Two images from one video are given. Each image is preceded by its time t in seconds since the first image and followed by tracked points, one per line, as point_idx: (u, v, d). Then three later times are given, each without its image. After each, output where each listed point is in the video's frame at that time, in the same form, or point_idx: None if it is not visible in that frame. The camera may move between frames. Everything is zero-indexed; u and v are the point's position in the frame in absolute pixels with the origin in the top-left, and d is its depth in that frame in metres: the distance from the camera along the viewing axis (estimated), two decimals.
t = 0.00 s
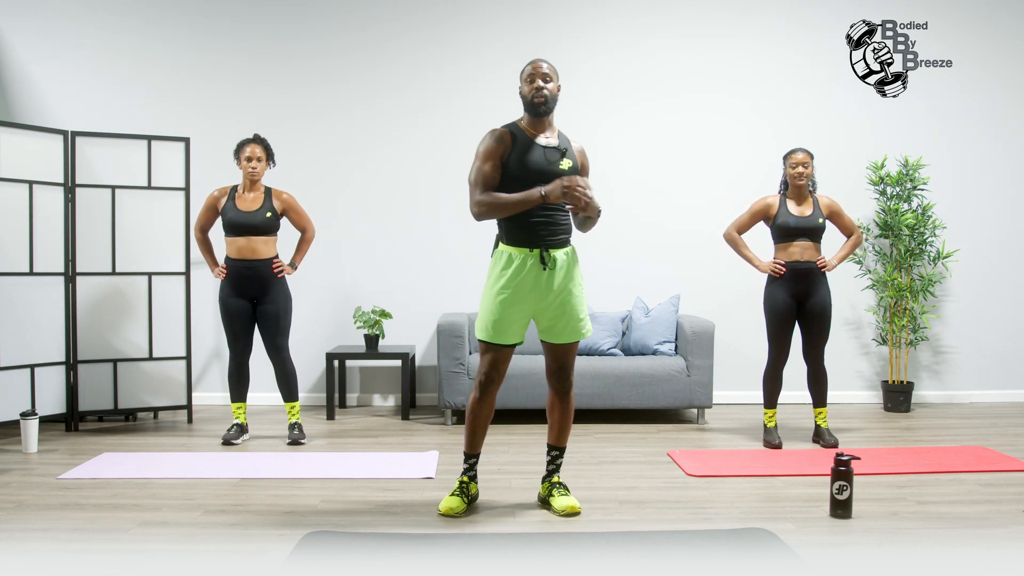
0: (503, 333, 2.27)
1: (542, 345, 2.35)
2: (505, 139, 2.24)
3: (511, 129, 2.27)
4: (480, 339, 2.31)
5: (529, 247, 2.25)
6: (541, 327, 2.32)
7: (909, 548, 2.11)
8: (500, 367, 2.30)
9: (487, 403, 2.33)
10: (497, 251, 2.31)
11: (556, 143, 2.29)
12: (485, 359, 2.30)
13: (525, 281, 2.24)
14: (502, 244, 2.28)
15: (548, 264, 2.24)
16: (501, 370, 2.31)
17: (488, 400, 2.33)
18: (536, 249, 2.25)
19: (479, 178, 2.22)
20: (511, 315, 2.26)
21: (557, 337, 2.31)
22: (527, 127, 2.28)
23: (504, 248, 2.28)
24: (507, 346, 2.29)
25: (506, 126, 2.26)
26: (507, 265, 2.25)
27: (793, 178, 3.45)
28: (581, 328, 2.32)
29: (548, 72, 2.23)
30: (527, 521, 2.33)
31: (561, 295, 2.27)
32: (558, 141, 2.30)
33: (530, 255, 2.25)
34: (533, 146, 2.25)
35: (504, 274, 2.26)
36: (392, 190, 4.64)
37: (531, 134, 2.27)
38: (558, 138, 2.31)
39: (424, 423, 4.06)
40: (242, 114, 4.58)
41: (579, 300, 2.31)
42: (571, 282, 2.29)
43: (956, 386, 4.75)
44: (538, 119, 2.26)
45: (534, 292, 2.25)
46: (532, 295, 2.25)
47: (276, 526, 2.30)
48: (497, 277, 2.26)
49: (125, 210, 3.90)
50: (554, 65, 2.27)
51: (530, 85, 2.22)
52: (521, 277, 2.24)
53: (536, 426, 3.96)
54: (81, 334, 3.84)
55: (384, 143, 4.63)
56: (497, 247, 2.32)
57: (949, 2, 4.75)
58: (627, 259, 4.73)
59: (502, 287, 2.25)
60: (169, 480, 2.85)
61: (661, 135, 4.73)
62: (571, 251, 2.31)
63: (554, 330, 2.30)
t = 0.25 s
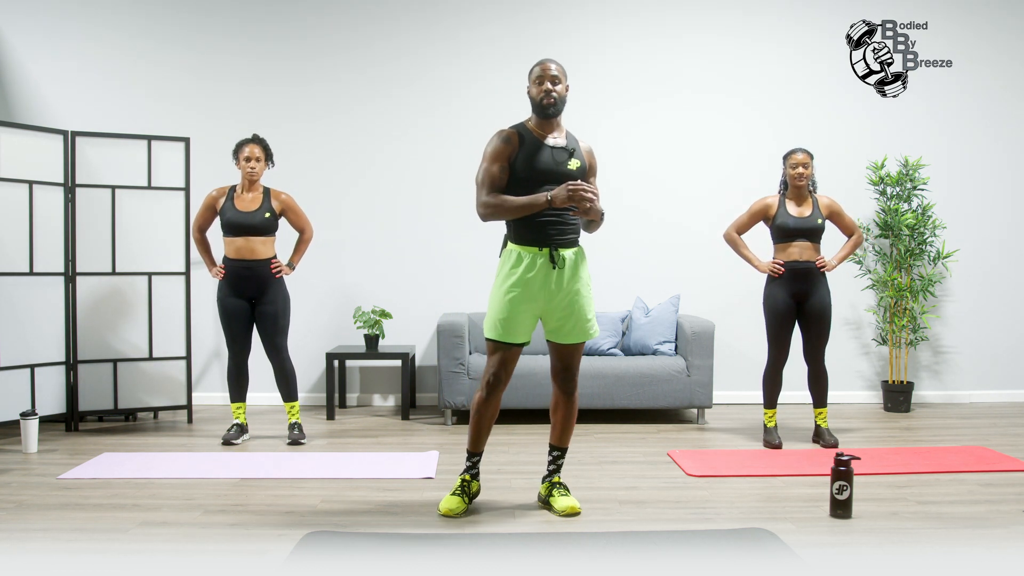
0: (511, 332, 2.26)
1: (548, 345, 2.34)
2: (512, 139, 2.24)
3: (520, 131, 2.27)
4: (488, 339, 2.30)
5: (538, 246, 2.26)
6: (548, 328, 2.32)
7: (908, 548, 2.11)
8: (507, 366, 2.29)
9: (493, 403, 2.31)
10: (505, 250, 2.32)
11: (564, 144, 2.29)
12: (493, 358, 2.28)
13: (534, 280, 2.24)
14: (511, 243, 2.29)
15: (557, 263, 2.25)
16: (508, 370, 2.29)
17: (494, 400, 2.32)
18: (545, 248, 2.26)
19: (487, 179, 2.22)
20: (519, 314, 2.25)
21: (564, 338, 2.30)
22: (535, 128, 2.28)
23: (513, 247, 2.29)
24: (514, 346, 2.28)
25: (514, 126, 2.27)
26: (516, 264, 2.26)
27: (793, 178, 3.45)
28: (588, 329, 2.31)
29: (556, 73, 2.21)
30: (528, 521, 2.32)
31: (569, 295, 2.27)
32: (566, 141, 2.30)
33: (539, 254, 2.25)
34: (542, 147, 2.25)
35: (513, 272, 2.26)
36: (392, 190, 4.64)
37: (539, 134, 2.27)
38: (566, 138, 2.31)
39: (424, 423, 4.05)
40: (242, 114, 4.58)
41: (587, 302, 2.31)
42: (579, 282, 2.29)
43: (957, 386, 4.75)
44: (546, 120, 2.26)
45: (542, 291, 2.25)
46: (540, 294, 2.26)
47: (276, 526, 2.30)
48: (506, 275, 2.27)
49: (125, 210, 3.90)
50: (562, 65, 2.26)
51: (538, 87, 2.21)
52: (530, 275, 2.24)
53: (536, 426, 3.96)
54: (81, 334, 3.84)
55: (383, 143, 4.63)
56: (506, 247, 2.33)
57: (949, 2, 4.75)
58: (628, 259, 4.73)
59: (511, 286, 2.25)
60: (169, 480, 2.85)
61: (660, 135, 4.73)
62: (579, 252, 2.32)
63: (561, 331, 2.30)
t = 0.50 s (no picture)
0: (515, 331, 2.26)
1: (552, 345, 2.34)
2: (518, 139, 2.25)
3: (525, 130, 2.27)
4: (492, 338, 2.30)
5: (543, 245, 2.26)
6: (552, 328, 2.32)
7: (909, 548, 2.11)
8: (512, 366, 2.29)
9: (497, 403, 2.30)
10: (510, 250, 2.32)
11: (569, 144, 2.30)
12: (498, 357, 2.28)
13: (540, 279, 2.25)
14: (516, 242, 2.29)
15: (562, 263, 2.25)
16: (512, 369, 2.29)
17: (498, 399, 2.31)
18: (550, 248, 2.26)
19: (494, 178, 2.21)
20: (524, 313, 2.25)
21: (568, 337, 2.30)
22: (541, 128, 2.28)
23: (518, 246, 2.29)
24: (519, 345, 2.28)
25: (519, 127, 2.27)
26: (522, 263, 2.26)
27: (793, 178, 3.45)
28: (592, 329, 2.32)
29: (564, 75, 2.20)
30: (528, 521, 2.32)
31: (574, 294, 2.27)
32: (570, 142, 2.31)
33: (544, 253, 2.26)
34: (548, 147, 2.25)
35: (518, 271, 2.26)
36: (392, 190, 4.64)
37: (545, 134, 2.27)
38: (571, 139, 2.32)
39: (424, 423, 4.05)
40: (242, 113, 4.58)
41: (591, 302, 2.32)
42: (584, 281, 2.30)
43: (957, 386, 4.75)
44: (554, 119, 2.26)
45: (547, 290, 2.25)
46: (545, 293, 2.26)
47: (276, 526, 2.30)
48: (511, 274, 2.27)
49: (125, 210, 3.90)
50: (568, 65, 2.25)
51: (545, 88, 2.21)
52: (535, 274, 2.24)
53: (536, 426, 3.96)
54: (81, 334, 3.84)
55: (383, 142, 4.63)
56: (511, 246, 2.33)
57: (949, 2, 4.75)
58: (628, 259, 4.73)
59: (515, 284, 2.25)
60: (169, 480, 2.85)
61: (661, 135, 4.73)
62: (584, 252, 2.32)
63: (565, 331, 2.30)
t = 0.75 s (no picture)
0: (518, 330, 2.26)
1: (555, 345, 2.34)
2: (523, 139, 2.24)
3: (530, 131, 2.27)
4: (496, 337, 2.30)
5: (546, 245, 2.26)
6: (555, 328, 2.31)
7: (909, 548, 2.11)
8: (516, 366, 2.28)
9: (500, 402, 2.30)
10: (514, 249, 2.32)
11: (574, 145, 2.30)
12: (502, 357, 2.28)
13: (543, 279, 2.25)
14: (520, 241, 2.29)
15: (566, 262, 2.25)
16: (516, 369, 2.29)
17: (501, 399, 2.30)
18: (554, 247, 2.26)
19: (500, 179, 2.21)
20: (527, 312, 2.25)
21: (571, 338, 2.30)
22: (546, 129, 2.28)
23: (522, 246, 2.29)
24: (522, 344, 2.27)
25: (524, 127, 2.26)
26: (526, 262, 2.26)
27: (793, 178, 3.45)
28: (595, 330, 2.32)
29: (569, 78, 2.21)
30: (528, 522, 2.32)
31: (578, 294, 2.27)
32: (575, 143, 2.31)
33: (548, 253, 2.26)
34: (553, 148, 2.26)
35: (522, 271, 2.26)
36: (392, 190, 4.64)
37: (550, 135, 2.27)
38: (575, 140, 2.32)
39: (424, 423, 4.05)
40: (242, 113, 4.58)
41: (594, 302, 2.32)
42: (587, 282, 2.30)
43: (957, 386, 4.75)
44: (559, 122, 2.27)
45: (551, 290, 2.26)
46: (549, 293, 2.26)
47: (276, 526, 2.30)
48: (515, 274, 2.27)
49: (125, 210, 3.90)
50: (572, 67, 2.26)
51: (551, 92, 2.21)
52: (539, 274, 2.25)
53: (536, 426, 3.96)
54: (81, 335, 3.84)
55: (383, 142, 4.63)
56: (514, 246, 2.33)
57: (949, 2, 4.75)
58: (628, 259, 4.73)
59: (519, 284, 2.25)
60: (169, 480, 2.85)
61: (660, 135, 4.73)
62: (588, 252, 2.32)
63: (568, 331, 2.30)
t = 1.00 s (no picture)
0: (519, 331, 2.26)
1: (555, 346, 2.34)
2: (525, 140, 2.24)
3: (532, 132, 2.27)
4: (496, 338, 2.29)
5: (546, 246, 2.27)
6: (555, 329, 2.32)
7: (909, 548, 2.11)
8: (517, 366, 2.28)
9: (502, 403, 2.29)
10: (514, 250, 2.32)
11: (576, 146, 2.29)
12: (503, 358, 2.27)
13: (542, 279, 2.25)
14: (519, 242, 2.30)
15: (565, 263, 2.26)
16: (518, 370, 2.28)
17: (503, 400, 2.30)
18: (553, 248, 2.26)
19: (498, 180, 2.23)
20: (528, 313, 2.26)
21: (571, 338, 2.30)
22: (548, 130, 2.27)
23: (522, 247, 2.29)
24: (524, 345, 2.27)
25: (527, 127, 2.26)
26: (526, 263, 2.27)
27: (793, 178, 3.45)
28: (594, 330, 2.32)
29: (573, 79, 2.20)
30: (528, 522, 2.32)
31: (577, 295, 2.28)
32: (578, 144, 2.30)
33: (547, 253, 2.26)
34: (554, 149, 2.25)
35: (521, 272, 2.27)
36: (392, 190, 4.64)
37: (552, 135, 2.26)
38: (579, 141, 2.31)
39: (424, 423, 4.05)
40: (242, 113, 4.58)
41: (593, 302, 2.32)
42: (586, 282, 2.31)
43: (957, 386, 4.75)
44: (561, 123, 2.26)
45: (551, 291, 2.26)
46: (549, 293, 2.26)
47: (276, 526, 2.30)
48: (515, 275, 2.27)
49: (125, 210, 3.90)
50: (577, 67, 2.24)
51: (554, 92, 2.20)
52: (539, 275, 2.25)
53: (536, 426, 3.96)
54: (80, 335, 3.84)
55: (383, 142, 4.63)
56: (514, 247, 2.33)
57: (949, 2, 4.75)
58: (628, 259, 4.73)
59: (519, 285, 2.26)
60: (169, 480, 2.85)
61: (660, 135, 4.73)
62: (587, 253, 2.33)
63: (568, 331, 2.30)
